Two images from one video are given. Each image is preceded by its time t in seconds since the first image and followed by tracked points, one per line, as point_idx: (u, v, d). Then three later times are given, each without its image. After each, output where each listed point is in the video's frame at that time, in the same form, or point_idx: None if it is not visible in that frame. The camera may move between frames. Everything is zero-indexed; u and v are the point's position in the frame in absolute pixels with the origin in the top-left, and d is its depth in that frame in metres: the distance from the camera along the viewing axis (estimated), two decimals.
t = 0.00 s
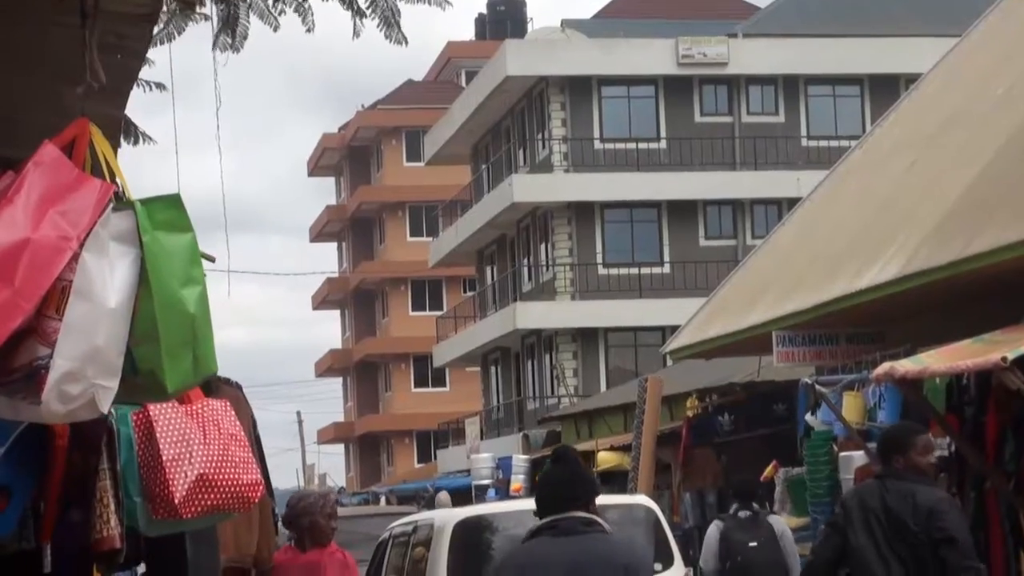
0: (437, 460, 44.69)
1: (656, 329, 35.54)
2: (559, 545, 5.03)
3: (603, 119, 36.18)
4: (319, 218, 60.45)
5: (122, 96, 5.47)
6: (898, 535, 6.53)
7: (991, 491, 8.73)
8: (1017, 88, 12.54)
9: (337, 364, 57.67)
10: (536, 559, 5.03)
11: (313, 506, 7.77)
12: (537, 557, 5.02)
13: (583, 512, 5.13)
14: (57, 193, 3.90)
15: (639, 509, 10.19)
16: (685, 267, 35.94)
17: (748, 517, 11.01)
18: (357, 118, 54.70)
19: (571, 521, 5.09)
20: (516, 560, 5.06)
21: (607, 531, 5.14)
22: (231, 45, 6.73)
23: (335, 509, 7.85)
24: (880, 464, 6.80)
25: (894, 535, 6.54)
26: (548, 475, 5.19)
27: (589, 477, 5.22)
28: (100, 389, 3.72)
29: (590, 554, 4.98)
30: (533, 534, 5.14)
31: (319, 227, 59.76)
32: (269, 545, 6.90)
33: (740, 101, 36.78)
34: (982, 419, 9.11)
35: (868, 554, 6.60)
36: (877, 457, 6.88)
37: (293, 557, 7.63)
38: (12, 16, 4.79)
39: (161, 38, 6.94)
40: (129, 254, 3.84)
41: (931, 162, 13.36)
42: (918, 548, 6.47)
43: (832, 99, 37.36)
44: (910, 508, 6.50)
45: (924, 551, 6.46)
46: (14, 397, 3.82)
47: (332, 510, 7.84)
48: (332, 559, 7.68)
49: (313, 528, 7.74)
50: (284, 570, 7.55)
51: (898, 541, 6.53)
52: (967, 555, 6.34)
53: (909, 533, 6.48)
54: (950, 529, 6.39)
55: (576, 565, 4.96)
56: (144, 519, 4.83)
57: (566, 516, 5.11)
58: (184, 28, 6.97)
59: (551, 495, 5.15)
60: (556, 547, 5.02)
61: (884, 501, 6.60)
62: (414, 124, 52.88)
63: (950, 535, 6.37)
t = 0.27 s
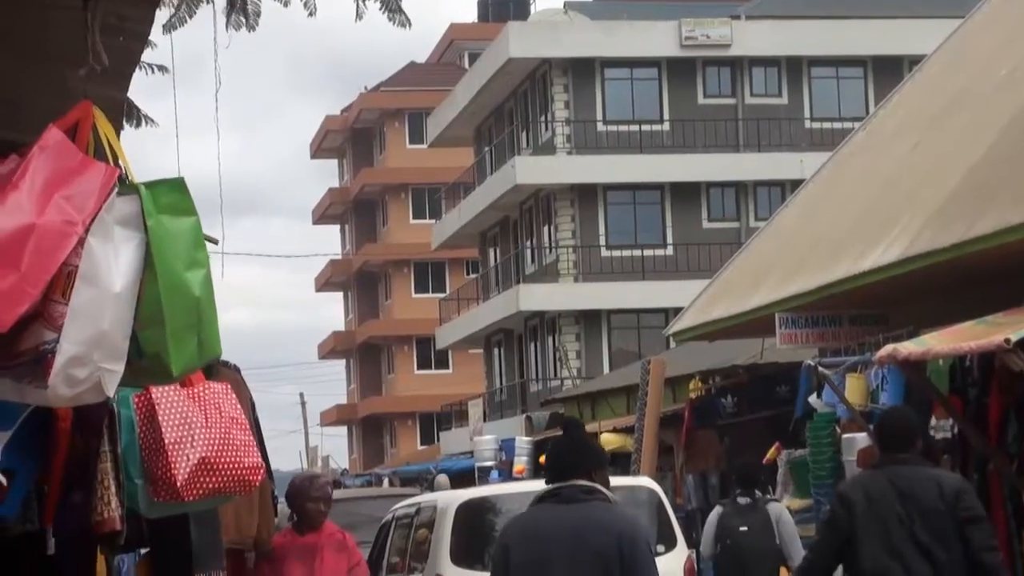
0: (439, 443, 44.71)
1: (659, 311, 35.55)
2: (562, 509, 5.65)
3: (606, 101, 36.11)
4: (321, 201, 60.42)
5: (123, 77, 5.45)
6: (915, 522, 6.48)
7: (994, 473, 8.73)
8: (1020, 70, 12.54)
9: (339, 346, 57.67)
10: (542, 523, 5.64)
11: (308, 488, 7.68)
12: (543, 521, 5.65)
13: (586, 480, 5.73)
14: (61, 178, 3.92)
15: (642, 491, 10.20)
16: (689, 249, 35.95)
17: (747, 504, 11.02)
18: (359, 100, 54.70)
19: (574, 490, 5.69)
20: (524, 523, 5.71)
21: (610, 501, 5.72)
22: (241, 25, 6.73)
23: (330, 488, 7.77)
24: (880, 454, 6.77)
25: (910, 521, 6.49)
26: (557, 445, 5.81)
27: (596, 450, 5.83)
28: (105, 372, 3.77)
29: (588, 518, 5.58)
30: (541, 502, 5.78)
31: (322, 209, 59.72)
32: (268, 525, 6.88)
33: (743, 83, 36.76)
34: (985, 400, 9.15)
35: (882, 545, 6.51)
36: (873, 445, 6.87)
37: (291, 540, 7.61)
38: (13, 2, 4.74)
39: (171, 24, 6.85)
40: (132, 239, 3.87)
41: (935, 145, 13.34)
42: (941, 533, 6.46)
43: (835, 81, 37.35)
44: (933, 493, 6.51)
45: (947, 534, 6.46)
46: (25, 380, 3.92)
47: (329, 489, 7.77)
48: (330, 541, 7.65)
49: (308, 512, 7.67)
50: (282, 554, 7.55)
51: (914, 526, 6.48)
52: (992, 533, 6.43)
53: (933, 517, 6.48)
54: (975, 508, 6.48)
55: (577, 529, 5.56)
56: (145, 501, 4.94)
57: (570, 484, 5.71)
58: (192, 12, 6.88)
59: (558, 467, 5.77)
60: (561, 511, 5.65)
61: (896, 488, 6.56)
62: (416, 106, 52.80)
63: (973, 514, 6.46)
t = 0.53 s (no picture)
0: (442, 420, 44.76)
1: (662, 288, 35.56)
2: (586, 499, 5.80)
3: (609, 78, 36.02)
4: (323, 178, 60.40)
5: (124, 54, 5.43)
6: (929, 502, 6.51)
7: (996, 450, 8.76)
8: None
9: (342, 323, 57.70)
10: (567, 508, 5.82)
11: (308, 467, 7.66)
12: (566, 507, 5.82)
13: (610, 470, 5.86)
14: (73, 160, 3.93)
15: (644, 468, 10.23)
16: (691, 226, 35.92)
17: (748, 477, 11.13)
18: (362, 77, 54.67)
19: (598, 478, 5.84)
20: (550, 505, 5.89)
21: (632, 491, 5.86)
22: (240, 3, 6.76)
23: (332, 469, 7.73)
24: (881, 433, 6.79)
25: (924, 500, 6.51)
26: (582, 431, 5.91)
27: (619, 435, 5.91)
28: (123, 351, 3.85)
29: (610, 508, 5.73)
30: (569, 484, 5.94)
31: (325, 186, 59.67)
32: (260, 508, 6.84)
33: (746, 60, 36.70)
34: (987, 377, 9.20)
35: (896, 525, 6.54)
36: (873, 421, 6.88)
37: (293, 517, 7.61)
38: None
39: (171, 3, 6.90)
40: (145, 219, 3.92)
41: (939, 120, 13.32)
42: (956, 511, 6.51)
43: (838, 58, 37.33)
44: (944, 466, 6.57)
45: (960, 509, 6.52)
46: (41, 363, 3.91)
47: (330, 470, 7.73)
48: (331, 522, 7.58)
49: (310, 492, 7.64)
50: (282, 531, 7.56)
51: (928, 504, 6.51)
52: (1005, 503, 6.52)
53: (948, 494, 6.52)
54: (987, 480, 6.56)
55: (598, 518, 5.72)
56: (144, 479, 5.06)
57: (594, 473, 5.86)
58: None
59: (583, 451, 5.89)
60: (585, 499, 5.80)
61: (906, 468, 6.57)
62: (421, 83, 52.75)
63: (986, 486, 6.54)
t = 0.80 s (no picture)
0: (445, 393, 44.79)
1: (664, 262, 35.54)
2: (605, 462, 6.03)
3: (612, 51, 35.93)
4: (326, 151, 60.34)
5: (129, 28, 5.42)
6: (934, 474, 6.53)
7: (999, 423, 8.78)
8: None
9: (345, 297, 57.69)
10: (584, 472, 6.01)
11: (311, 440, 7.74)
12: (584, 469, 6.02)
13: (628, 435, 6.12)
14: (85, 136, 3.91)
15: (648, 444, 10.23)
16: (695, 200, 35.88)
17: (745, 454, 11.04)
18: (365, 49, 54.61)
19: (618, 443, 6.08)
20: (565, 470, 6.06)
21: (648, 455, 6.12)
22: None
23: (335, 445, 7.78)
24: (882, 408, 6.79)
25: (927, 474, 6.53)
26: (600, 401, 6.18)
27: (634, 404, 6.18)
28: (141, 325, 3.86)
29: (632, 472, 5.97)
30: (583, 449, 6.15)
31: (327, 160, 59.62)
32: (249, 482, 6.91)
33: (750, 33, 36.64)
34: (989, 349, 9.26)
35: (901, 498, 6.53)
36: (872, 395, 6.89)
37: (296, 490, 7.64)
38: None
39: None
40: (158, 191, 3.92)
41: (944, 94, 13.29)
42: (961, 482, 6.54)
43: (842, 32, 37.30)
44: (947, 440, 6.59)
45: (963, 484, 6.55)
46: (62, 339, 3.94)
47: (332, 445, 7.78)
48: (332, 495, 7.58)
49: (312, 466, 7.70)
50: (284, 504, 7.59)
51: (932, 478, 6.53)
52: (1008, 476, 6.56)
53: (952, 468, 6.54)
54: (990, 453, 6.59)
55: (617, 484, 5.95)
56: (144, 452, 5.02)
57: (611, 438, 6.09)
58: None
59: (601, 418, 6.14)
60: (606, 462, 6.03)
61: (910, 443, 6.57)
62: (423, 56, 52.67)
63: (989, 459, 6.58)
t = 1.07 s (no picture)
0: (449, 362, 44.84)
1: (669, 230, 35.55)
2: (606, 427, 6.02)
3: (617, 19, 35.80)
4: (330, 119, 60.21)
5: None
6: (935, 440, 6.54)
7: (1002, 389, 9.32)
8: None
9: (349, 265, 57.61)
10: (584, 438, 6.01)
11: (317, 409, 7.68)
12: (583, 436, 6.02)
13: (626, 399, 6.09)
14: (91, 103, 3.88)
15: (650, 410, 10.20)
16: (699, 167, 35.84)
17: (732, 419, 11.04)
18: (369, 17, 54.43)
19: (615, 407, 6.06)
20: (567, 437, 6.05)
21: (648, 417, 6.09)
22: None
23: (341, 413, 7.70)
24: (882, 378, 6.80)
25: (930, 441, 6.54)
26: (597, 365, 6.17)
27: (635, 367, 6.15)
28: (151, 292, 3.90)
29: (632, 436, 5.94)
30: (584, 416, 6.14)
31: (331, 128, 59.53)
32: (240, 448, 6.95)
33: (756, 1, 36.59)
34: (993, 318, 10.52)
35: (903, 465, 6.54)
36: (872, 365, 6.89)
37: (304, 458, 7.59)
38: None
39: None
40: (166, 158, 3.93)
41: (950, 62, 13.21)
42: (964, 447, 6.54)
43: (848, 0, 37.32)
44: (947, 408, 6.59)
45: (968, 452, 6.55)
46: (71, 307, 3.96)
47: (339, 412, 7.71)
48: (340, 464, 7.53)
49: (319, 434, 7.65)
50: (292, 472, 7.58)
51: (935, 446, 6.53)
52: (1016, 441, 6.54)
53: (954, 436, 6.55)
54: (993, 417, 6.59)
55: (616, 449, 5.93)
56: (148, 418, 5.08)
57: (609, 402, 6.08)
58: None
59: (599, 383, 6.13)
60: (605, 427, 6.02)
61: (911, 413, 6.59)
62: (428, 25, 52.50)
63: (991, 422, 6.57)
